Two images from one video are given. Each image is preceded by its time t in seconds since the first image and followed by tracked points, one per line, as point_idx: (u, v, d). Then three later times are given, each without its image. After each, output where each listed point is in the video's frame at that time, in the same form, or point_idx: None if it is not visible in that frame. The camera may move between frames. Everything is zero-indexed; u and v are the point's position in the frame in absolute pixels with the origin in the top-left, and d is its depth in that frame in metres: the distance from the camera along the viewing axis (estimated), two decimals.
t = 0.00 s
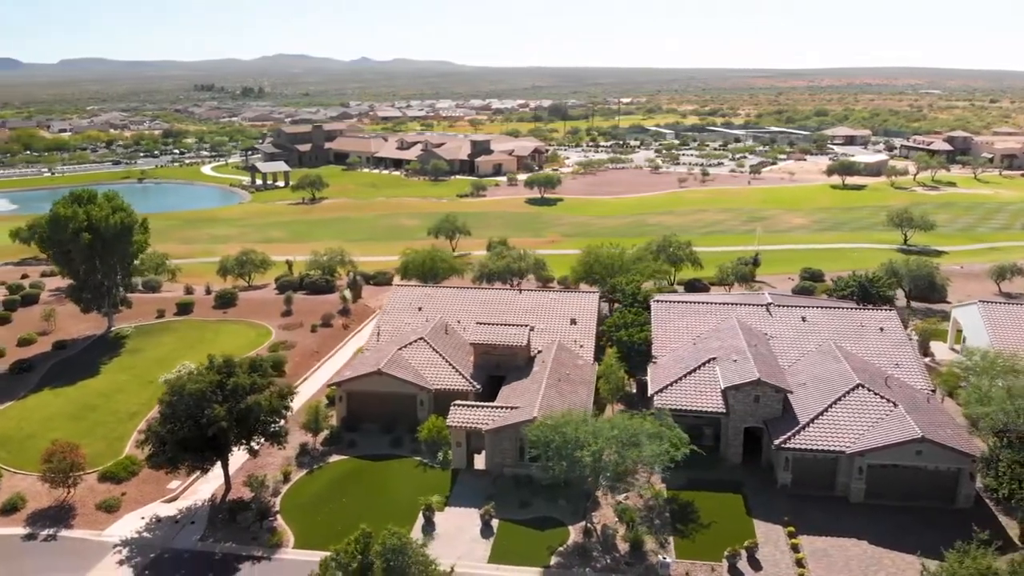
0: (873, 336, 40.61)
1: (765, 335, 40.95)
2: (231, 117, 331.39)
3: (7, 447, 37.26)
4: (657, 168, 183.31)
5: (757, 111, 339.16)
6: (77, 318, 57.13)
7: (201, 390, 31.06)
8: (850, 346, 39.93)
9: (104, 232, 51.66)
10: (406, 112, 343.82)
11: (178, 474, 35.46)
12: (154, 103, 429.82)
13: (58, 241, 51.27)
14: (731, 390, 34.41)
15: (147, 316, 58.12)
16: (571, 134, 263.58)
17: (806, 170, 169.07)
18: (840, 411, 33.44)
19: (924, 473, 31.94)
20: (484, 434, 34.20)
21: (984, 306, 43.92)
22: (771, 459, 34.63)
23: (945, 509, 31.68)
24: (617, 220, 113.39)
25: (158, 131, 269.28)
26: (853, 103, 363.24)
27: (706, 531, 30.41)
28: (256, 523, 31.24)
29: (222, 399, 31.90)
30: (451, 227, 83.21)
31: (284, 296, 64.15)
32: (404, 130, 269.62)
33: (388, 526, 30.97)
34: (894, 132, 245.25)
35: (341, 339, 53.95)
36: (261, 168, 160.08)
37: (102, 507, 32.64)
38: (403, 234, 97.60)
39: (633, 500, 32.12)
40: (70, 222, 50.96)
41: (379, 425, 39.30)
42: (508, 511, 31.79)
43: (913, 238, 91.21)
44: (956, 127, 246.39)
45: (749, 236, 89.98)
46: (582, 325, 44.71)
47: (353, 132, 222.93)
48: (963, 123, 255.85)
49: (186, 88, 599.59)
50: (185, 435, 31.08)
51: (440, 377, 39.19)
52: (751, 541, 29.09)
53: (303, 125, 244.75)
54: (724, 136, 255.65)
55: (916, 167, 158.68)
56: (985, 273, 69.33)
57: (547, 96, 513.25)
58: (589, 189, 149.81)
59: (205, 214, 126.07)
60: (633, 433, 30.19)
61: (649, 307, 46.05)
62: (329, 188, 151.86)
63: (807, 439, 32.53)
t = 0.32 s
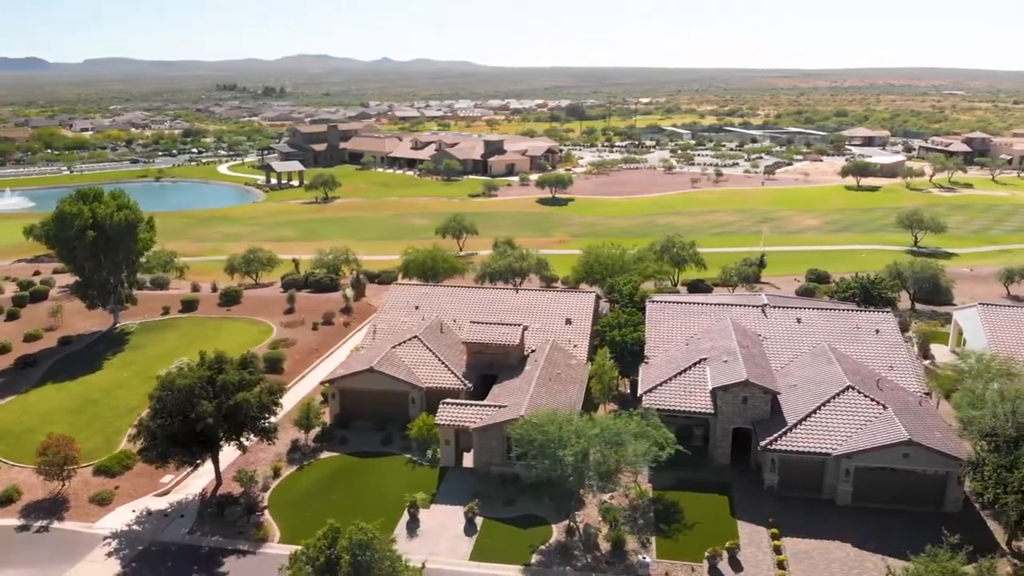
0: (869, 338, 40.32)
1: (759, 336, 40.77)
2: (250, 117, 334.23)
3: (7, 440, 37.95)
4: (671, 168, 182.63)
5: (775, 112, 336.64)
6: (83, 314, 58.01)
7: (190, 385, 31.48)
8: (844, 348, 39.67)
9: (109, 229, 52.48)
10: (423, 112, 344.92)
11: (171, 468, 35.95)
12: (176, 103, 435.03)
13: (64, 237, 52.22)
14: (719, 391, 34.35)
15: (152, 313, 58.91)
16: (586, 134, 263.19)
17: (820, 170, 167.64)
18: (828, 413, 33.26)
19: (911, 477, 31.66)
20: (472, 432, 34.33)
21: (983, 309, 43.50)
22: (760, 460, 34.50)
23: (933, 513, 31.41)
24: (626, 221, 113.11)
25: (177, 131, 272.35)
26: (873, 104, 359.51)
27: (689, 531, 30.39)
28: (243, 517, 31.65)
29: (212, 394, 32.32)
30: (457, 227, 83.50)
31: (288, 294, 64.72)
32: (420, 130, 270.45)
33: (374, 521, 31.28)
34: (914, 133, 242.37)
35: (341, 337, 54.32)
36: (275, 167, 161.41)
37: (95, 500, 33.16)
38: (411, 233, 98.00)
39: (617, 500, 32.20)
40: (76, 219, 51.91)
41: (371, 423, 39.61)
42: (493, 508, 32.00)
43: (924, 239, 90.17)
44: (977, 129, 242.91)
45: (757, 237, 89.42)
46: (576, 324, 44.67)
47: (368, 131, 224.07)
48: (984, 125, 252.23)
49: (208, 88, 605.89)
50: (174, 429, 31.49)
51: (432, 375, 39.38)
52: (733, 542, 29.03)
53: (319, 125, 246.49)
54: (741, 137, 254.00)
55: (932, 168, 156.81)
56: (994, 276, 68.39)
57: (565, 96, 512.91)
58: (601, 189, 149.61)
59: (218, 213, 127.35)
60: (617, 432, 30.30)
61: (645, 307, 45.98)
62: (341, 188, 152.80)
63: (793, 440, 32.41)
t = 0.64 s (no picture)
0: (864, 341, 39.98)
1: (753, 338, 40.59)
2: (270, 117, 337.25)
3: (7, 434, 38.64)
4: (686, 168, 181.74)
5: (795, 112, 333.53)
6: (90, 310, 58.88)
7: (179, 381, 31.98)
8: (839, 350, 39.38)
9: (115, 226, 53.28)
10: (441, 112, 345.97)
11: (164, 463, 36.42)
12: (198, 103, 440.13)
13: (70, 235, 53.06)
14: (707, 392, 34.27)
15: (158, 310, 59.70)
16: (602, 134, 262.62)
17: (837, 171, 165.96)
18: (816, 415, 33.05)
19: (899, 481, 31.39)
20: (459, 430, 34.51)
21: (983, 311, 42.99)
22: (748, 461, 34.38)
23: (921, 518, 31.10)
24: (637, 221, 112.75)
25: (197, 130, 275.30)
26: (896, 104, 355.06)
27: (672, 532, 30.35)
28: (231, 512, 32.04)
29: (201, 391, 32.77)
30: (465, 227, 83.72)
31: (293, 292, 65.29)
32: (437, 130, 271.25)
33: (360, 518, 31.55)
34: (935, 134, 239.05)
35: (342, 335, 54.72)
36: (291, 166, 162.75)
37: (88, 493, 33.70)
38: (421, 232, 98.43)
39: (602, 500, 32.22)
40: (82, 217, 52.73)
41: (364, 420, 39.91)
42: (478, 506, 32.19)
43: (936, 241, 88.95)
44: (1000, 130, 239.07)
45: (766, 238, 88.89)
46: (572, 324, 44.70)
47: (384, 131, 225.10)
48: (1007, 126, 248.12)
49: (230, 87, 611.86)
50: (164, 425, 31.98)
51: (424, 374, 39.60)
52: (715, 543, 28.95)
53: (337, 125, 248.03)
54: (759, 137, 252.04)
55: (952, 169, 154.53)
56: (1004, 278, 67.39)
57: (584, 96, 511.81)
58: (614, 189, 149.24)
59: (233, 212, 128.68)
60: (600, 432, 30.38)
61: (641, 307, 45.86)
62: (355, 187, 153.74)
63: (779, 442, 32.24)
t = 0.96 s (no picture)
0: (860, 343, 39.62)
1: (747, 341, 40.38)
2: (291, 117, 340.14)
3: (8, 427, 39.35)
4: (701, 168, 180.74)
5: (817, 112, 330.27)
6: (98, 307, 59.73)
7: (170, 378, 32.50)
8: (834, 353, 39.06)
9: (121, 224, 54.01)
10: (460, 112, 346.75)
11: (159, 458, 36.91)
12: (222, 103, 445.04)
13: (78, 232, 53.85)
14: (696, 393, 34.18)
15: (165, 307, 60.50)
16: (620, 134, 261.88)
17: (855, 173, 164.15)
18: (805, 418, 32.84)
19: (888, 485, 31.08)
20: (448, 428, 34.68)
21: (984, 315, 42.52)
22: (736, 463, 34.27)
23: (909, 523, 30.82)
24: (648, 222, 112.31)
25: (218, 129, 278.14)
26: (919, 105, 350.52)
27: (656, 533, 30.32)
28: (220, 507, 32.49)
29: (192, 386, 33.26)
30: (473, 226, 83.95)
31: (298, 290, 65.84)
32: (454, 130, 271.91)
33: (346, 515, 31.82)
34: (957, 135, 235.68)
35: (344, 333, 55.10)
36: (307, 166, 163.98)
37: (83, 487, 34.26)
38: (431, 232, 98.89)
39: (587, 500, 32.28)
40: (89, 215, 53.51)
41: (358, 418, 40.20)
42: (465, 505, 32.38)
43: (950, 243, 87.77)
44: None
45: (776, 239, 88.28)
46: (568, 325, 44.69)
47: (401, 131, 226.05)
48: None
49: (253, 88, 617.77)
50: (155, 420, 32.44)
51: (418, 372, 39.82)
52: (697, 545, 28.87)
53: (355, 125, 249.45)
54: (778, 138, 250.10)
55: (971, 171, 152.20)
56: (1015, 282, 66.36)
57: (604, 96, 510.84)
58: (628, 190, 148.75)
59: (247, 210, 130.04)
60: (586, 431, 30.50)
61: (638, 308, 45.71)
62: (369, 187, 154.60)
63: (767, 444, 32.09)
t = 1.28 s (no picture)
0: (857, 346, 39.16)
1: (743, 342, 40.13)
2: (311, 117, 342.75)
3: (11, 422, 40.04)
4: (718, 169, 179.60)
5: (839, 113, 326.70)
6: (108, 304, 60.65)
7: (163, 374, 32.98)
8: (830, 356, 38.67)
9: (128, 222, 54.80)
10: (480, 112, 347.30)
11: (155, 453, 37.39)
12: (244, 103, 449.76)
13: (86, 230, 54.75)
14: (686, 395, 34.06)
15: (172, 305, 61.28)
16: (638, 135, 260.98)
17: (874, 174, 162.28)
18: (795, 420, 32.59)
19: (876, 489, 30.79)
20: (438, 427, 34.87)
21: (985, 318, 42.02)
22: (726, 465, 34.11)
23: (898, 528, 30.52)
24: (660, 223, 111.73)
25: (239, 129, 280.99)
26: (944, 106, 345.34)
27: (640, 534, 30.26)
28: (210, 502, 32.86)
29: (185, 382, 33.71)
30: (482, 226, 84.14)
31: (304, 288, 66.37)
32: (472, 130, 272.40)
33: (333, 513, 32.08)
34: (981, 136, 231.97)
35: (346, 331, 55.48)
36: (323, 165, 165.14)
37: (78, 480, 34.79)
38: (441, 231, 99.25)
39: (574, 500, 32.29)
40: (97, 213, 54.37)
41: (352, 416, 40.49)
42: (452, 504, 32.52)
43: (965, 246, 86.45)
44: None
45: (788, 241, 87.49)
46: (565, 325, 44.69)
47: (418, 132, 227.00)
48: None
49: (276, 88, 623.30)
50: (148, 415, 32.85)
51: (412, 371, 40.03)
52: (679, 547, 28.79)
53: (374, 125, 250.57)
54: (798, 138, 247.85)
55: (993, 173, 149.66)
56: None
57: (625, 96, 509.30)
58: (642, 190, 148.21)
59: (263, 209, 131.34)
60: (570, 433, 30.50)
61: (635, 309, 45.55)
62: (384, 187, 155.45)
63: (754, 447, 31.92)
